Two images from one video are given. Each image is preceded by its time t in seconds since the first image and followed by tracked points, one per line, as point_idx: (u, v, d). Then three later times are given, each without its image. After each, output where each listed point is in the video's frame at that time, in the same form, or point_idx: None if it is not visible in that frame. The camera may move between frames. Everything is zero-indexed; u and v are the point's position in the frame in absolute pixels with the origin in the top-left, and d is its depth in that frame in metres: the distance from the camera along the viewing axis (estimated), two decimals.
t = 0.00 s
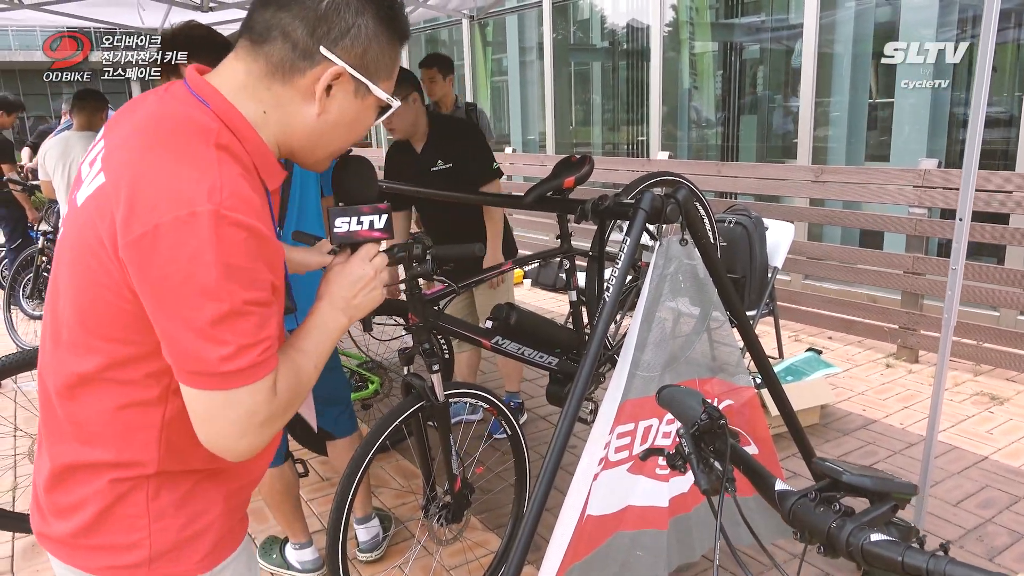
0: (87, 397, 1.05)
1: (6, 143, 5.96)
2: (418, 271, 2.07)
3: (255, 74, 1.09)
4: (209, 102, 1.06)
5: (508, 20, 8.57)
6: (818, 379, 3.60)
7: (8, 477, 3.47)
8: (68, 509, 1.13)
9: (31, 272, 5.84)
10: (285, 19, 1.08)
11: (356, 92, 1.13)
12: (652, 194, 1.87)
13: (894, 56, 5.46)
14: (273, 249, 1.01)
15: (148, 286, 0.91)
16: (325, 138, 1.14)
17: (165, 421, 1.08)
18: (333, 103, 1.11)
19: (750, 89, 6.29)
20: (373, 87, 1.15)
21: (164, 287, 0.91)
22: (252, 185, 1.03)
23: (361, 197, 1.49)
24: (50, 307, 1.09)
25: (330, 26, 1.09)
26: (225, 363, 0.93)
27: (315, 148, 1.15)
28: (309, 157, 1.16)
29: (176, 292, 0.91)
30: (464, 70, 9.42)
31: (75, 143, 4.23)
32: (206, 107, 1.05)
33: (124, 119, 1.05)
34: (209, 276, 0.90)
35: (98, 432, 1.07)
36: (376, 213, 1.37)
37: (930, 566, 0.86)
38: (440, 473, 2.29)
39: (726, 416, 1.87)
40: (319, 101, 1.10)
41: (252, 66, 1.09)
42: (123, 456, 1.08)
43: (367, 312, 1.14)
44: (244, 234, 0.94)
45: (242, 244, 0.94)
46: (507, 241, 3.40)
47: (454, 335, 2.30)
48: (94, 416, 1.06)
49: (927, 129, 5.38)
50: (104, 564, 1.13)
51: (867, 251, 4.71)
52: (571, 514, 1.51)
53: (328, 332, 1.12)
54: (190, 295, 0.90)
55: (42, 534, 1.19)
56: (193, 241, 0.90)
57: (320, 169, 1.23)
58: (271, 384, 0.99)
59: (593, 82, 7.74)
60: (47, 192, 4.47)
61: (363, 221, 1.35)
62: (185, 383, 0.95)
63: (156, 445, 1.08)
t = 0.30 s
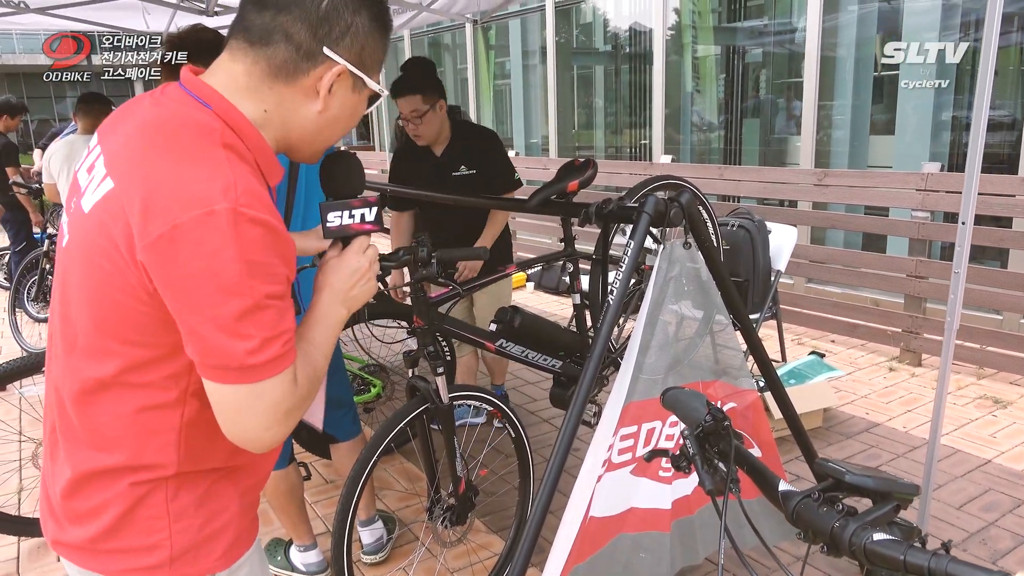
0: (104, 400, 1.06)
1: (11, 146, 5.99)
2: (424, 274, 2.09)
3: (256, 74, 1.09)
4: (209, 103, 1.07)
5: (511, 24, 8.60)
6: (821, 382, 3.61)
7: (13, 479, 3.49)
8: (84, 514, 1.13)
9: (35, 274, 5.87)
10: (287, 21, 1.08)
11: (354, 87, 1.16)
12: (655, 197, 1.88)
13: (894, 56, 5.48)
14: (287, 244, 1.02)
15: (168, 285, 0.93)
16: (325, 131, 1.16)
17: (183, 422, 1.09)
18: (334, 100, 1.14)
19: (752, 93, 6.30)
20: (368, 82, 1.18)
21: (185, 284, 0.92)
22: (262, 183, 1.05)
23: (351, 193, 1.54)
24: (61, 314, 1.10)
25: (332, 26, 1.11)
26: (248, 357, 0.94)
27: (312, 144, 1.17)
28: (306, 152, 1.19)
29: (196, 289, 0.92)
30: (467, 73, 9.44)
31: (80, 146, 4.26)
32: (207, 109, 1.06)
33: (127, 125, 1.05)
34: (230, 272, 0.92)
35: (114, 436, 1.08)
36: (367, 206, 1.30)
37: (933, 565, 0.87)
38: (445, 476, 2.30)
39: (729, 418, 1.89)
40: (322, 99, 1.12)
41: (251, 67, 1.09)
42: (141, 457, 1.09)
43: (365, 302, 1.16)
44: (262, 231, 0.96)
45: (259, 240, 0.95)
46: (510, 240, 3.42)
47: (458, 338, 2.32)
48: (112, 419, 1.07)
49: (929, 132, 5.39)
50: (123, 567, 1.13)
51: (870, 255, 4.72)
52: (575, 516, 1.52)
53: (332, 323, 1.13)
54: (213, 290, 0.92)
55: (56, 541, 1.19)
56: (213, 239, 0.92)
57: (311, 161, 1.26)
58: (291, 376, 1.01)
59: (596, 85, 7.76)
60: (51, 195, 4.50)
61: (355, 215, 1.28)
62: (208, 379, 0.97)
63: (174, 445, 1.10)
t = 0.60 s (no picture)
0: (112, 392, 1.08)
1: (15, 152, 6.03)
2: (427, 280, 2.11)
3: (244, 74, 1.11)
4: (199, 101, 1.09)
5: (514, 29, 8.64)
6: (823, 387, 3.61)
7: (18, 484, 3.51)
8: (98, 505, 1.15)
9: (40, 279, 5.91)
10: (269, 20, 1.10)
11: (336, 79, 1.16)
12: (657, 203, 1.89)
13: (894, 56, 5.49)
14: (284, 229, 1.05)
15: (173, 271, 0.95)
16: (312, 124, 1.17)
17: (191, 410, 1.11)
18: (317, 92, 1.15)
19: (754, 99, 6.32)
20: (350, 74, 1.18)
21: (190, 269, 0.95)
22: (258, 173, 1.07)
23: (340, 181, 1.53)
24: (67, 312, 1.13)
25: (311, 22, 1.12)
26: (254, 333, 0.96)
27: (300, 136, 1.18)
28: (294, 145, 1.19)
29: (199, 272, 0.94)
30: (469, 79, 9.48)
31: (84, 153, 4.29)
32: (198, 107, 1.08)
33: (125, 127, 1.07)
34: (232, 253, 0.94)
35: (124, 428, 1.09)
36: (357, 192, 1.28)
37: (930, 568, 0.89)
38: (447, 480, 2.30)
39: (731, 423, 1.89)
40: (307, 91, 1.14)
41: (238, 67, 1.11)
42: (150, 445, 1.11)
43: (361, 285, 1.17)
44: (260, 215, 0.99)
45: (257, 223, 0.98)
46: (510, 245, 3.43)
47: (460, 343, 2.33)
48: (120, 410, 1.09)
49: (931, 137, 5.40)
50: (138, 555, 1.15)
51: (872, 260, 4.72)
52: (576, 521, 1.53)
53: (329, 307, 1.14)
54: (216, 273, 0.94)
55: (72, 536, 1.20)
56: (214, 223, 0.94)
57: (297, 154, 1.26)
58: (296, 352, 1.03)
59: (598, 91, 7.78)
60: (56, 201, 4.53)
61: (345, 201, 1.26)
62: (215, 360, 0.99)
63: (185, 433, 1.11)
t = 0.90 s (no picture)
0: (113, 369, 1.13)
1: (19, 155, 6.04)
2: (429, 284, 2.10)
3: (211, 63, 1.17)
4: (180, 95, 1.15)
5: (517, 34, 8.67)
6: (824, 392, 3.61)
7: (21, 485, 3.52)
8: (108, 484, 1.20)
9: (43, 283, 5.93)
10: (231, 16, 1.16)
11: (300, 68, 1.21)
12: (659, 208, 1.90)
13: (894, 56, 5.50)
14: (266, 202, 1.11)
15: (167, 240, 1.01)
16: (282, 112, 1.22)
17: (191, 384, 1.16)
18: (281, 81, 1.20)
19: (756, 104, 6.33)
20: (312, 63, 1.23)
21: (183, 236, 1.01)
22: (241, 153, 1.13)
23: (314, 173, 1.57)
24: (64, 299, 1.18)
25: (270, 15, 1.18)
26: (243, 291, 1.02)
27: (272, 125, 1.22)
28: (269, 134, 1.24)
29: (191, 237, 1.00)
30: (472, 83, 9.50)
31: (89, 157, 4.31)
32: (179, 101, 1.14)
33: (116, 123, 1.14)
34: (221, 217, 1.01)
35: (128, 404, 1.15)
36: (330, 184, 1.32)
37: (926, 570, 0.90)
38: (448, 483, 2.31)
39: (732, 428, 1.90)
40: (273, 79, 1.19)
41: (209, 62, 1.17)
42: (153, 418, 1.16)
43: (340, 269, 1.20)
44: (244, 185, 1.05)
45: (241, 193, 1.04)
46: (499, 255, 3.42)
47: (462, 347, 2.33)
48: (119, 384, 1.14)
49: (933, 143, 5.41)
50: (149, 528, 1.20)
51: (874, 265, 4.73)
52: (576, 526, 1.53)
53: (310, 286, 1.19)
54: (206, 236, 1.01)
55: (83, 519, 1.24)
56: (203, 193, 1.01)
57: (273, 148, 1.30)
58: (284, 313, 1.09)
59: (600, 96, 7.80)
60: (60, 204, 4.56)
61: (320, 192, 1.29)
62: (208, 322, 1.04)
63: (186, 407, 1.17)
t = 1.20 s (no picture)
0: (100, 359, 1.17)
1: (23, 159, 6.05)
2: (431, 288, 2.11)
3: (171, 71, 1.24)
4: (146, 99, 1.22)
5: (519, 39, 8.70)
6: (826, 396, 3.61)
7: (23, 488, 3.53)
8: (100, 478, 1.23)
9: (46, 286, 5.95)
10: (191, 29, 1.26)
11: (251, 77, 1.32)
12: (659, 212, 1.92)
13: (894, 56, 5.51)
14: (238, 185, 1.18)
15: (151, 219, 1.07)
16: (233, 116, 1.31)
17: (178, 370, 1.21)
18: (238, 87, 1.30)
19: (758, 108, 6.34)
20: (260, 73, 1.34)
21: (165, 213, 1.07)
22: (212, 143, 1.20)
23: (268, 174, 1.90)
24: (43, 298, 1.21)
25: (224, 28, 1.29)
26: (225, 259, 1.08)
27: (225, 128, 1.30)
28: (224, 137, 1.32)
29: (172, 212, 1.07)
30: (474, 88, 9.53)
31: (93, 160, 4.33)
32: (147, 103, 1.20)
33: (90, 129, 1.19)
34: (199, 192, 1.08)
35: (115, 393, 1.18)
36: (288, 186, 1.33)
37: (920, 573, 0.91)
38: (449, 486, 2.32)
39: (733, 432, 1.90)
40: (230, 85, 1.29)
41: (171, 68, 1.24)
42: (143, 404, 1.20)
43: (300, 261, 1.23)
44: (218, 165, 1.12)
45: (216, 171, 1.11)
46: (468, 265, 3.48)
47: (464, 350, 2.33)
48: (105, 370, 1.17)
49: (934, 147, 5.42)
50: (146, 518, 1.24)
51: (876, 269, 4.73)
52: (577, 529, 1.53)
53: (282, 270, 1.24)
54: (187, 209, 1.07)
55: (78, 516, 1.25)
56: (183, 170, 1.07)
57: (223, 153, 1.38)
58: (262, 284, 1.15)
59: (602, 100, 7.81)
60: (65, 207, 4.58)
61: (279, 193, 1.31)
62: (191, 292, 1.09)
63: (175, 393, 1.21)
